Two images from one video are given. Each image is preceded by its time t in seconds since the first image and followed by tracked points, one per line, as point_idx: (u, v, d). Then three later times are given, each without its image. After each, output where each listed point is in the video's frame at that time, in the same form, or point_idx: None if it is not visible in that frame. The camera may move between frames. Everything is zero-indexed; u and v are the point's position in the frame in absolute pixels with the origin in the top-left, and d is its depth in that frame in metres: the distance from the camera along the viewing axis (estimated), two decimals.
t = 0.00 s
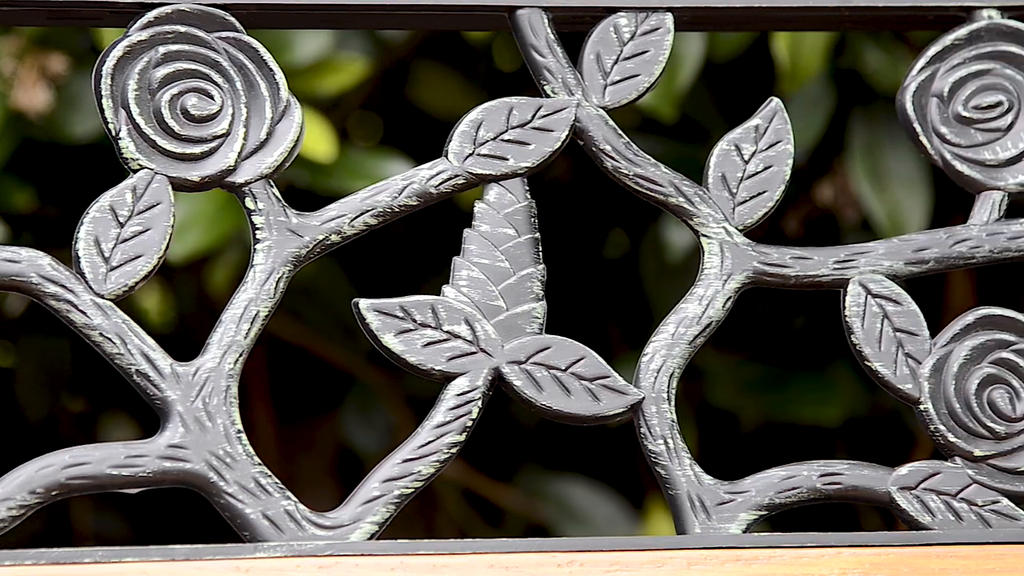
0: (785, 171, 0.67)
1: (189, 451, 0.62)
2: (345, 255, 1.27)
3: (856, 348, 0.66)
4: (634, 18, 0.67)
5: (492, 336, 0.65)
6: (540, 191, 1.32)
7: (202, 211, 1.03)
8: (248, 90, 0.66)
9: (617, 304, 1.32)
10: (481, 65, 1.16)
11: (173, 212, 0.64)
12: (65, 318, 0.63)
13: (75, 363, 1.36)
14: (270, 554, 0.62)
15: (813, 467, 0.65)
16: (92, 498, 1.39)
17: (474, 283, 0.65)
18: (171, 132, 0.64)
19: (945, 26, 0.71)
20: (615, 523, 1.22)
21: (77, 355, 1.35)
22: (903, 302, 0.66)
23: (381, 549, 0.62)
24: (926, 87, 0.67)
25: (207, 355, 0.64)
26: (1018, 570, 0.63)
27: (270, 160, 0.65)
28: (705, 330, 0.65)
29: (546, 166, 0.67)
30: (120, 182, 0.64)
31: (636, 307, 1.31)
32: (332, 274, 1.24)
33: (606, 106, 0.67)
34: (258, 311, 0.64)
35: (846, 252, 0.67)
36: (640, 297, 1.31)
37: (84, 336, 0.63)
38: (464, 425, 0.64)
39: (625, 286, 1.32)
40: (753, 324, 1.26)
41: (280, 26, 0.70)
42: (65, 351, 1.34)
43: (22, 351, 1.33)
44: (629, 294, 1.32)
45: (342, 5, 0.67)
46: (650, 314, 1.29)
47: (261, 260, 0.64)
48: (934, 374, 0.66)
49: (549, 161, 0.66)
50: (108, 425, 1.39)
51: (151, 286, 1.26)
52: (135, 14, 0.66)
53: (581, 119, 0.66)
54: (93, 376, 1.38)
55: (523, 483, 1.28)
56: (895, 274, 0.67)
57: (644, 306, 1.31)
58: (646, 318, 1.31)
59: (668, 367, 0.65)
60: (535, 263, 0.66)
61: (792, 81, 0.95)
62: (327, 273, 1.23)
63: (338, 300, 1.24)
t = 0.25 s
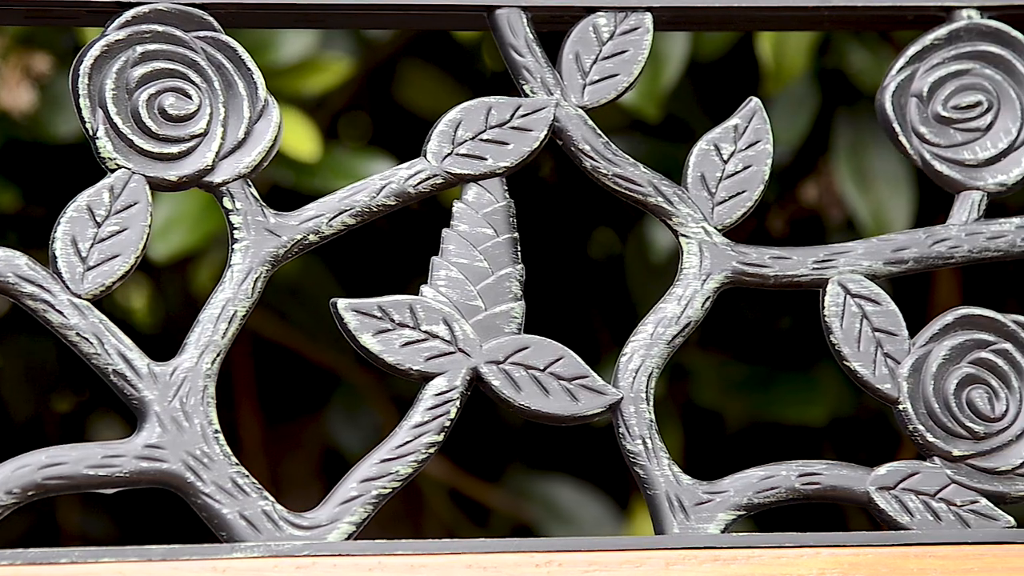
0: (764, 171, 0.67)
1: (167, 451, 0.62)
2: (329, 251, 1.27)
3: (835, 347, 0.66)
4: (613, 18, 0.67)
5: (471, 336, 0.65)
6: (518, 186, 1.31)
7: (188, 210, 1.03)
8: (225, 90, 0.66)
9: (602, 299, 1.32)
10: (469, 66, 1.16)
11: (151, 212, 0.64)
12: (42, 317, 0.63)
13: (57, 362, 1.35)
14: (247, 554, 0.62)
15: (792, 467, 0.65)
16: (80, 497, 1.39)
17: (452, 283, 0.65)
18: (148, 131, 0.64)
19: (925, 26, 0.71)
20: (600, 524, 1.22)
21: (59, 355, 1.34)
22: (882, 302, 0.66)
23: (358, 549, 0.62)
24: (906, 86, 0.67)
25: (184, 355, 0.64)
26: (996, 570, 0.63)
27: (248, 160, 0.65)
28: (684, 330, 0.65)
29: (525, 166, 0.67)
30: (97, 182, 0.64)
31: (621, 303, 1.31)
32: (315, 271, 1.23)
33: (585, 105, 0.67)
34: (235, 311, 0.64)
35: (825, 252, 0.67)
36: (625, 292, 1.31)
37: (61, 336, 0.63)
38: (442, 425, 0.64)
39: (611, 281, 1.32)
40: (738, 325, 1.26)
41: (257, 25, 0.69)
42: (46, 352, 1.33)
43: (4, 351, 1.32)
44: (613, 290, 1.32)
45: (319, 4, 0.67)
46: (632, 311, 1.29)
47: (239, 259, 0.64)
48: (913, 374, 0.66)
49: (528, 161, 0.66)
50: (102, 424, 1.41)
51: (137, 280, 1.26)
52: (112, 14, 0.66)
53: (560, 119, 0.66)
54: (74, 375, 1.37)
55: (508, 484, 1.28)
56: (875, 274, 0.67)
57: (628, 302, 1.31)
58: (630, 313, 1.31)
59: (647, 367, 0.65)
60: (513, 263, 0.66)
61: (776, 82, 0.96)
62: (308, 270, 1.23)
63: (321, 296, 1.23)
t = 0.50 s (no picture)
0: (743, 171, 0.67)
1: (144, 451, 0.62)
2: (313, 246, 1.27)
3: (814, 347, 0.66)
4: (592, 17, 0.67)
5: (449, 336, 0.65)
6: (499, 181, 1.30)
7: (171, 210, 1.03)
8: (203, 89, 0.65)
9: (587, 299, 1.33)
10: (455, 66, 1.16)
11: (128, 211, 0.64)
12: (19, 318, 0.63)
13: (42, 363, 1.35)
14: (224, 554, 0.62)
15: (770, 467, 0.65)
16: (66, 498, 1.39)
17: (431, 282, 0.65)
18: (126, 131, 0.64)
19: (906, 25, 0.71)
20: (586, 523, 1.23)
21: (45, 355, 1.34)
22: (861, 302, 0.66)
23: (336, 549, 0.62)
24: (885, 86, 0.67)
25: (162, 355, 0.64)
26: (973, 570, 0.63)
27: (226, 160, 0.65)
28: (663, 330, 0.65)
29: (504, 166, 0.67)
30: (75, 181, 0.64)
31: (606, 300, 1.32)
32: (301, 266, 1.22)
33: (564, 105, 0.66)
34: (213, 311, 0.64)
35: (804, 252, 0.67)
36: (609, 290, 1.32)
37: (38, 336, 0.63)
38: (420, 425, 0.64)
39: (595, 280, 1.32)
40: (722, 323, 1.26)
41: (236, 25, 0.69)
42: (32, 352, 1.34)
43: None
44: (598, 288, 1.32)
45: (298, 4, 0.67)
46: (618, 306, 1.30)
47: (217, 259, 0.64)
48: (892, 374, 0.66)
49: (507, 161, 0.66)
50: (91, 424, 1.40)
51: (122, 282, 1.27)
52: (90, 13, 0.66)
53: (539, 118, 0.66)
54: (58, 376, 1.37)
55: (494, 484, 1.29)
56: (853, 274, 0.67)
57: (613, 299, 1.32)
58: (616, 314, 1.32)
59: (626, 367, 0.65)
60: (492, 262, 0.65)
61: (760, 81, 0.95)
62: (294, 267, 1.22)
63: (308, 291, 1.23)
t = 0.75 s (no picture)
0: (722, 171, 0.67)
1: (121, 451, 0.62)
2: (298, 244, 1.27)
3: (792, 347, 0.66)
4: (571, 17, 0.67)
5: (427, 335, 0.64)
6: (479, 180, 1.31)
7: (156, 211, 1.03)
8: (181, 88, 0.65)
9: (573, 297, 1.33)
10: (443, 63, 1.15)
11: (106, 211, 0.64)
12: None
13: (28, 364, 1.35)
14: (201, 554, 0.61)
15: (748, 467, 0.65)
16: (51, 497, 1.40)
17: (409, 282, 0.65)
18: (103, 130, 0.64)
19: (885, 25, 0.71)
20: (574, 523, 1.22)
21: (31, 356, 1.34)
22: (839, 302, 0.66)
23: (313, 549, 0.62)
24: (864, 86, 0.67)
25: (139, 355, 0.64)
26: (950, 570, 0.63)
27: (204, 159, 0.64)
28: (641, 330, 0.65)
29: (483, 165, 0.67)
30: (52, 181, 0.63)
31: (592, 298, 1.32)
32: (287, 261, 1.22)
33: (543, 105, 0.66)
34: (191, 310, 0.64)
35: (782, 251, 0.67)
36: (594, 287, 1.32)
37: (14, 336, 0.63)
38: (397, 426, 0.64)
39: (581, 278, 1.32)
40: (709, 324, 1.26)
41: (213, 24, 0.69)
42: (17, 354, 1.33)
43: None
44: (584, 286, 1.32)
45: (276, 3, 0.67)
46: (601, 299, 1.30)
47: (194, 259, 0.64)
48: (870, 374, 0.66)
49: (486, 161, 0.66)
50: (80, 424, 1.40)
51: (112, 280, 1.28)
52: (69, 12, 0.66)
53: (517, 118, 0.66)
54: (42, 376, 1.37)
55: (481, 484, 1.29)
56: (832, 274, 0.67)
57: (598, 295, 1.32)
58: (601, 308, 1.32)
59: (603, 367, 0.65)
60: (470, 262, 0.65)
61: (744, 81, 0.95)
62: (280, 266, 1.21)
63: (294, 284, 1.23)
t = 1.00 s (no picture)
0: (700, 170, 0.67)
1: (98, 451, 0.62)
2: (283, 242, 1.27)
3: (770, 347, 0.66)
4: (550, 16, 0.67)
5: (404, 335, 0.64)
6: (461, 182, 1.30)
7: (140, 210, 1.03)
8: (159, 88, 0.65)
9: (559, 296, 1.32)
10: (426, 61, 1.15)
11: (83, 211, 0.64)
12: None
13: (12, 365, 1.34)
14: (177, 554, 0.61)
15: (726, 467, 0.65)
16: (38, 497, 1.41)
17: (387, 282, 0.65)
18: (80, 130, 0.64)
19: (864, 25, 0.72)
20: (559, 523, 1.22)
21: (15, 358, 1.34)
22: (817, 302, 0.66)
23: (290, 548, 0.62)
24: (842, 86, 0.67)
25: (116, 355, 0.63)
26: (927, 570, 0.63)
27: (181, 159, 0.64)
28: (619, 330, 0.65)
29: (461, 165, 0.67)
30: (29, 180, 0.63)
31: (577, 296, 1.31)
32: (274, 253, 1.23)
33: (521, 104, 0.66)
34: (168, 310, 0.64)
35: (760, 251, 0.67)
36: (580, 285, 1.31)
37: None
38: (375, 425, 0.64)
39: (566, 275, 1.31)
40: (694, 324, 1.27)
41: (191, 23, 0.69)
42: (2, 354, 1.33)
43: None
44: (570, 283, 1.31)
45: (254, 2, 0.67)
46: (584, 293, 1.29)
47: (171, 259, 0.64)
48: (847, 374, 0.66)
49: (464, 161, 0.66)
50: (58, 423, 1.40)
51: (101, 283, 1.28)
52: (47, 11, 0.66)
53: (495, 118, 0.66)
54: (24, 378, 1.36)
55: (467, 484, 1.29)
56: (810, 274, 0.67)
57: (584, 292, 1.31)
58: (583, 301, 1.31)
59: (581, 366, 0.65)
60: (448, 262, 0.65)
61: (728, 80, 0.96)
62: (264, 264, 1.21)
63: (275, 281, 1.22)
